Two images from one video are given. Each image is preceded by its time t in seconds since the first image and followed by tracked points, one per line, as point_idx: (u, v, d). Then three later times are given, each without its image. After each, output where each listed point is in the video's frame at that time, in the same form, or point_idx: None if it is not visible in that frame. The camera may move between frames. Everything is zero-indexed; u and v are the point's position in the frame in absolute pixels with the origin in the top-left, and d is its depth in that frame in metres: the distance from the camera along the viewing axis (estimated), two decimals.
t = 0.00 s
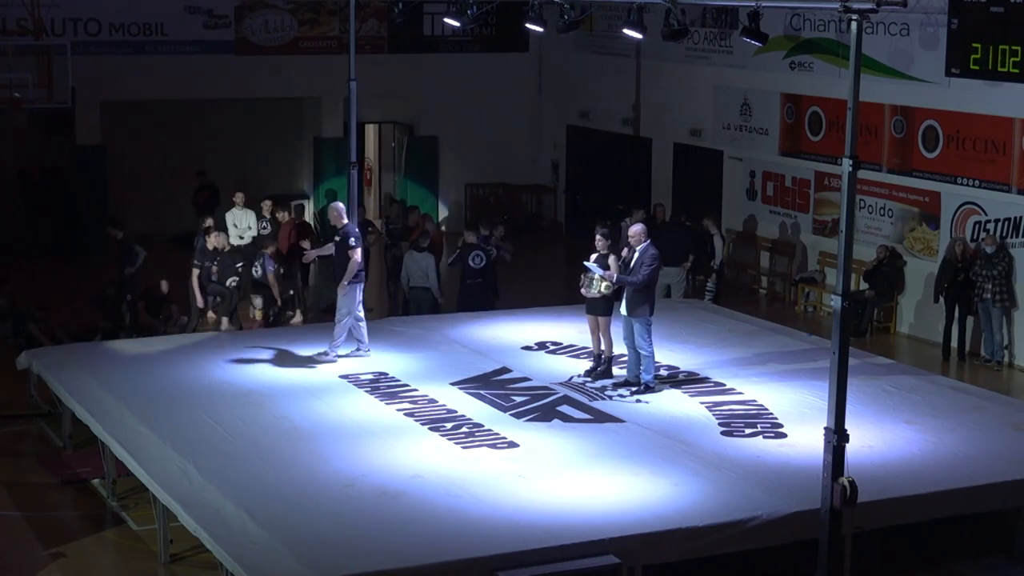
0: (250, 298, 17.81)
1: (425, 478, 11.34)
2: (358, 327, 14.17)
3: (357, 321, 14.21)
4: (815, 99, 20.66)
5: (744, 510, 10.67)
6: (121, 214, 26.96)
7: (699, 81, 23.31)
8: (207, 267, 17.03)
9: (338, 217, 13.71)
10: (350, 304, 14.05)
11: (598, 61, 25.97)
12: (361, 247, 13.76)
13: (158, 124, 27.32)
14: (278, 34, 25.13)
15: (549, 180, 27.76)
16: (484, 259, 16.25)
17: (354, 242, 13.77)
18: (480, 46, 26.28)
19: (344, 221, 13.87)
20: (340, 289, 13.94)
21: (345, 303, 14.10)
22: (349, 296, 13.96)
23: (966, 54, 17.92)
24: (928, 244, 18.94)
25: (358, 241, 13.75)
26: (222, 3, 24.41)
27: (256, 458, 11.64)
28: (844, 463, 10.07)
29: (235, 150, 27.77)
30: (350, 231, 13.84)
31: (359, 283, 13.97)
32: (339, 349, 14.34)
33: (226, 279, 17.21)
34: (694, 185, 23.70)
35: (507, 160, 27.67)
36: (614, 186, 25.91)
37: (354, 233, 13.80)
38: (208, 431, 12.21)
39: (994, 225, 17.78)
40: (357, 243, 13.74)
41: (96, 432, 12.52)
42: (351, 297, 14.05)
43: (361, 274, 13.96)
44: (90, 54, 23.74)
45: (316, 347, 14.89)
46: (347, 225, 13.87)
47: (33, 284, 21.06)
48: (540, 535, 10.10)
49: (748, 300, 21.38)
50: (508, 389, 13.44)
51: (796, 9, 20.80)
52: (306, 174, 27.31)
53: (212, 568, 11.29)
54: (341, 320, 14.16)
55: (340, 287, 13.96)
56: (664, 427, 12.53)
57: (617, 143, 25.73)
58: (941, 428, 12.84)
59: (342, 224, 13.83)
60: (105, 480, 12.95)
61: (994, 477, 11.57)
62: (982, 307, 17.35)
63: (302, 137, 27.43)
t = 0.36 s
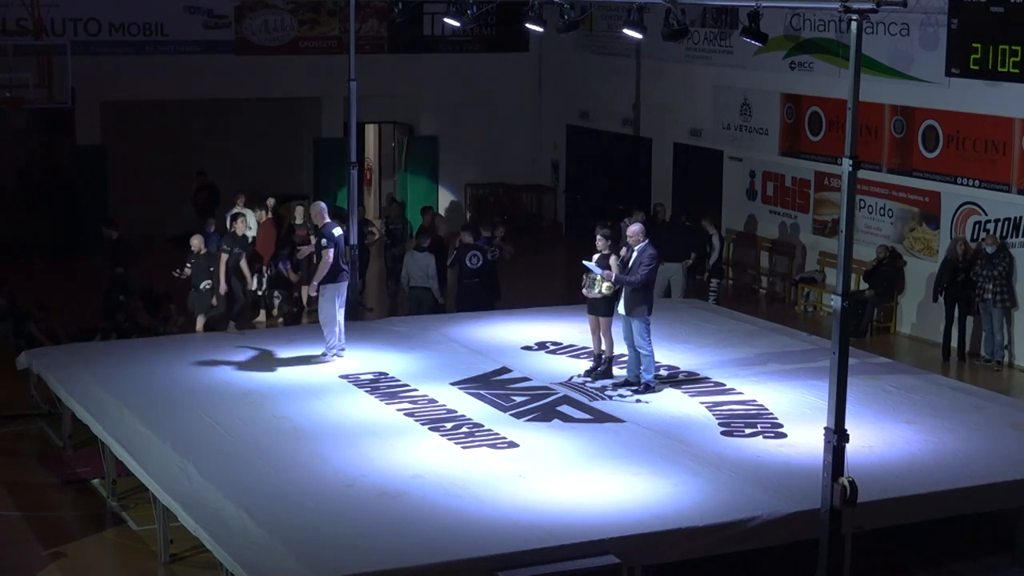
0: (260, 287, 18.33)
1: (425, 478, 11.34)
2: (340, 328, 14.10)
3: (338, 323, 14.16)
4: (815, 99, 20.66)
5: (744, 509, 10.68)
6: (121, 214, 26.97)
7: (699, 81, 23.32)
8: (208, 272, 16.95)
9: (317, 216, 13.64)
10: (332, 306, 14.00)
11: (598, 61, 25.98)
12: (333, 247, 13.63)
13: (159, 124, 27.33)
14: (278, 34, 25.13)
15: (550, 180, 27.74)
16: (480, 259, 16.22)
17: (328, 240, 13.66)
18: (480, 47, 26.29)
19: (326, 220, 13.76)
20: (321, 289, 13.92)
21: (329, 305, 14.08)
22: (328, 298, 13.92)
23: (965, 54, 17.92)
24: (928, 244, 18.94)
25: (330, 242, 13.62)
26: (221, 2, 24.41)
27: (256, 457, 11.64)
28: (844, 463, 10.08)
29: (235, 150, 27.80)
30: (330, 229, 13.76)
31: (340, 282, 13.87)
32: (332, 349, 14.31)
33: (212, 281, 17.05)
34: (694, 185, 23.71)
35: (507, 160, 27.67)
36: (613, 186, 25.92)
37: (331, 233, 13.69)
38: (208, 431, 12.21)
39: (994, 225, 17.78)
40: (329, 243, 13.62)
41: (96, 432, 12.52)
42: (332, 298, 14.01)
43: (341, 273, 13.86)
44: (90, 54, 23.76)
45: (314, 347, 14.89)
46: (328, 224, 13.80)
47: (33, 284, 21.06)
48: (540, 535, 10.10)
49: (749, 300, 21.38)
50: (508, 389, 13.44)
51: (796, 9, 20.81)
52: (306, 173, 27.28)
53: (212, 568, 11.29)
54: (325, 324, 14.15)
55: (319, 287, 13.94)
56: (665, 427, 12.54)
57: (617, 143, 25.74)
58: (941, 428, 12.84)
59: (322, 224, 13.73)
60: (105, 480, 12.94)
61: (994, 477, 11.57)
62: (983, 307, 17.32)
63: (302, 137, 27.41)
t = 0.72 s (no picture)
0: (264, 287, 18.00)
1: (425, 478, 11.34)
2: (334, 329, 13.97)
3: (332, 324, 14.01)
4: (815, 99, 20.66)
5: (744, 509, 10.68)
6: (121, 214, 26.97)
7: (699, 81, 23.30)
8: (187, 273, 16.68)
9: (313, 214, 13.64)
10: (326, 305, 13.90)
11: (598, 60, 25.97)
12: (328, 243, 13.63)
13: (158, 124, 27.32)
14: (278, 34, 25.10)
15: (550, 180, 27.73)
16: (479, 261, 16.36)
17: (325, 234, 13.64)
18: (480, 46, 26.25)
19: (322, 219, 13.75)
20: (316, 289, 13.86)
21: (324, 305, 13.98)
22: (322, 296, 13.84)
23: (965, 54, 17.92)
24: (928, 244, 18.94)
25: (323, 238, 13.60)
26: (221, 3, 24.39)
27: (256, 457, 11.64)
28: (843, 463, 10.08)
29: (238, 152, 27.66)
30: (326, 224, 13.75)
31: (335, 278, 13.79)
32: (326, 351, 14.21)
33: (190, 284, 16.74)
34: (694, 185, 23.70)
35: (506, 159, 27.65)
36: (614, 186, 25.92)
37: (326, 228, 13.68)
38: (208, 431, 12.22)
39: (994, 225, 17.78)
40: (324, 236, 13.60)
41: (96, 432, 12.52)
42: (326, 297, 13.93)
43: (336, 270, 13.80)
44: (90, 54, 23.75)
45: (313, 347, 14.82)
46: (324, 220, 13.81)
47: (33, 284, 21.05)
48: (540, 535, 10.10)
49: (749, 300, 21.36)
50: (508, 389, 13.43)
51: (796, 9, 20.80)
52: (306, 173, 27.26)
53: (212, 568, 11.29)
54: (321, 324, 14.06)
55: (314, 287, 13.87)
56: (665, 427, 12.54)
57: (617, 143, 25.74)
58: (941, 428, 12.84)
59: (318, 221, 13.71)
60: (105, 480, 12.94)
61: (994, 477, 11.58)
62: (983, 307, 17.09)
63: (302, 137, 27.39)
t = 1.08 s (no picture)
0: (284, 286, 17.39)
1: (426, 478, 11.35)
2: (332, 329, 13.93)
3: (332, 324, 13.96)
4: (815, 98, 20.66)
5: (744, 509, 10.69)
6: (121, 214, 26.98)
7: (699, 81, 23.31)
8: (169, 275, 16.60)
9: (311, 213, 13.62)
10: (324, 303, 13.87)
11: (598, 60, 25.98)
12: (326, 241, 13.61)
13: (158, 124, 27.34)
14: (278, 34, 25.11)
15: (550, 180, 27.72)
16: (478, 262, 16.29)
17: (322, 234, 13.62)
18: (479, 46, 26.29)
19: (319, 217, 13.73)
20: (313, 288, 13.86)
21: (320, 304, 13.96)
22: (319, 295, 13.82)
23: (965, 54, 17.93)
24: (928, 244, 18.94)
25: (321, 236, 13.59)
26: (221, 2, 24.41)
27: (256, 457, 11.65)
28: (843, 463, 10.08)
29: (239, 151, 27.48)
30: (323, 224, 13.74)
31: (331, 277, 13.85)
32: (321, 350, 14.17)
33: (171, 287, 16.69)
34: (694, 185, 23.71)
35: (507, 159, 27.65)
36: (614, 186, 25.93)
37: (324, 227, 13.64)
38: (208, 431, 12.22)
39: (994, 225, 17.78)
40: (322, 237, 13.58)
41: (97, 432, 12.52)
42: (324, 296, 13.93)
43: (333, 270, 13.84)
44: (90, 54, 23.78)
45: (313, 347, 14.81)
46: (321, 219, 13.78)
47: (33, 285, 21.06)
48: (540, 535, 10.10)
49: (749, 300, 21.37)
50: (508, 389, 13.43)
51: (796, 9, 20.81)
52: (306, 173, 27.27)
53: (211, 568, 11.29)
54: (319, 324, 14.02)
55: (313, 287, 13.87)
56: (665, 427, 12.54)
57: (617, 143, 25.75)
58: (940, 428, 12.84)
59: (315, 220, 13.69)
60: (105, 480, 12.94)
61: (994, 477, 11.58)
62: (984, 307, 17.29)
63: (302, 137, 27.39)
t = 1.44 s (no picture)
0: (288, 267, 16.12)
1: (426, 479, 11.35)
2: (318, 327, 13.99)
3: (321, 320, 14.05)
4: (815, 98, 20.67)
5: (744, 509, 10.70)
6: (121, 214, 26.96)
7: (699, 81, 23.31)
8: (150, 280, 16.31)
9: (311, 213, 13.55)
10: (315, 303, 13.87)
11: (598, 60, 25.98)
12: (320, 243, 13.54)
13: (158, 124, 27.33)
14: (278, 34, 25.13)
15: (549, 180, 27.72)
16: (479, 262, 16.33)
17: (320, 233, 13.60)
18: (479, 46, 26.31)
19: (318, 218, 13.64)
20: (309, 286, 13.80)
21: (312, 304, 13.93)
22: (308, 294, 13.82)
23: (965, 54, 17.93)
24: (928, 244, 18.92)
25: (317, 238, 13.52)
26: (221, 2, 24.41)
27: (257, 458, 11.65)
28: (844, 463, 10.08)
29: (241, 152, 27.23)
30: (326, 224, 13.73)
31: (325, 277, 13.76)
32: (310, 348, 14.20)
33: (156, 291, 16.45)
34: (694, 185, 23.70)
35: (506, 159, 27.64)
36: (614, 186, 25.91)
37: (321, 228, 13.60)
38: (208, 431, 12.22)
39: (994, 224, 17.77)
40: (319, 235, 13.56)
41: (97, 432, 12.53)
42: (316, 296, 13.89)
43: (328, 269, 13.76)
44: (90, 54, 23.78)
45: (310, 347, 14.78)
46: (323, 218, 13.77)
47: (33, 285, 21.05)
48: (540, 535, 10.11)
49: (749, 301, 21.35)
50: (508, 389, 13.43)
51: (796, 9, 20.81)
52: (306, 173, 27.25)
53: (212, 568, 11.29)
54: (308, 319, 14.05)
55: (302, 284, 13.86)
56: (665, 427, 12.55)
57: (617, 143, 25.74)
58: (940, 429, 12.84)
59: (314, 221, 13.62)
60: (105, 480, 12.93)
61: (994, 477, 11.58)
62: (984, 307, 17.36)
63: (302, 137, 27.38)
